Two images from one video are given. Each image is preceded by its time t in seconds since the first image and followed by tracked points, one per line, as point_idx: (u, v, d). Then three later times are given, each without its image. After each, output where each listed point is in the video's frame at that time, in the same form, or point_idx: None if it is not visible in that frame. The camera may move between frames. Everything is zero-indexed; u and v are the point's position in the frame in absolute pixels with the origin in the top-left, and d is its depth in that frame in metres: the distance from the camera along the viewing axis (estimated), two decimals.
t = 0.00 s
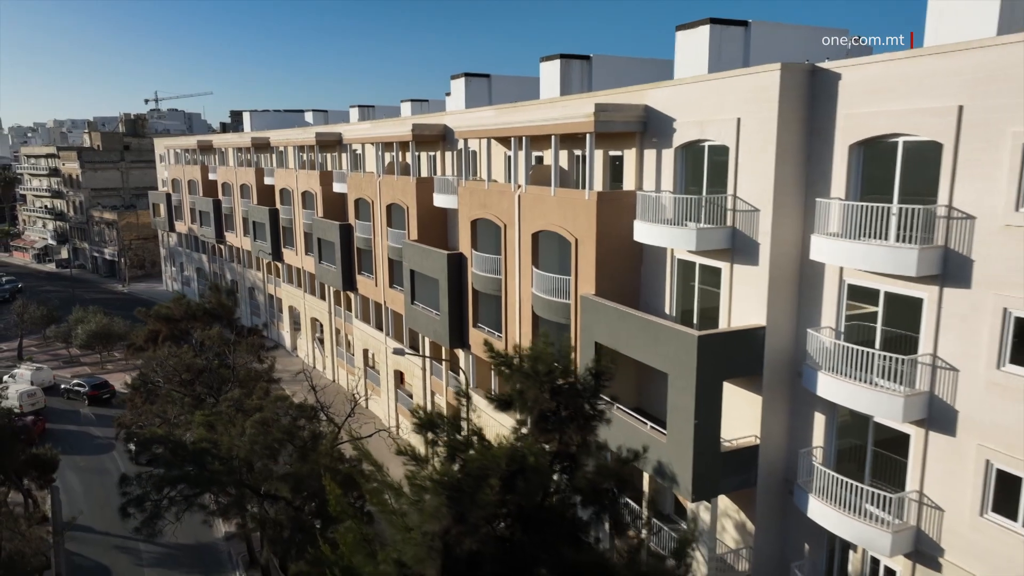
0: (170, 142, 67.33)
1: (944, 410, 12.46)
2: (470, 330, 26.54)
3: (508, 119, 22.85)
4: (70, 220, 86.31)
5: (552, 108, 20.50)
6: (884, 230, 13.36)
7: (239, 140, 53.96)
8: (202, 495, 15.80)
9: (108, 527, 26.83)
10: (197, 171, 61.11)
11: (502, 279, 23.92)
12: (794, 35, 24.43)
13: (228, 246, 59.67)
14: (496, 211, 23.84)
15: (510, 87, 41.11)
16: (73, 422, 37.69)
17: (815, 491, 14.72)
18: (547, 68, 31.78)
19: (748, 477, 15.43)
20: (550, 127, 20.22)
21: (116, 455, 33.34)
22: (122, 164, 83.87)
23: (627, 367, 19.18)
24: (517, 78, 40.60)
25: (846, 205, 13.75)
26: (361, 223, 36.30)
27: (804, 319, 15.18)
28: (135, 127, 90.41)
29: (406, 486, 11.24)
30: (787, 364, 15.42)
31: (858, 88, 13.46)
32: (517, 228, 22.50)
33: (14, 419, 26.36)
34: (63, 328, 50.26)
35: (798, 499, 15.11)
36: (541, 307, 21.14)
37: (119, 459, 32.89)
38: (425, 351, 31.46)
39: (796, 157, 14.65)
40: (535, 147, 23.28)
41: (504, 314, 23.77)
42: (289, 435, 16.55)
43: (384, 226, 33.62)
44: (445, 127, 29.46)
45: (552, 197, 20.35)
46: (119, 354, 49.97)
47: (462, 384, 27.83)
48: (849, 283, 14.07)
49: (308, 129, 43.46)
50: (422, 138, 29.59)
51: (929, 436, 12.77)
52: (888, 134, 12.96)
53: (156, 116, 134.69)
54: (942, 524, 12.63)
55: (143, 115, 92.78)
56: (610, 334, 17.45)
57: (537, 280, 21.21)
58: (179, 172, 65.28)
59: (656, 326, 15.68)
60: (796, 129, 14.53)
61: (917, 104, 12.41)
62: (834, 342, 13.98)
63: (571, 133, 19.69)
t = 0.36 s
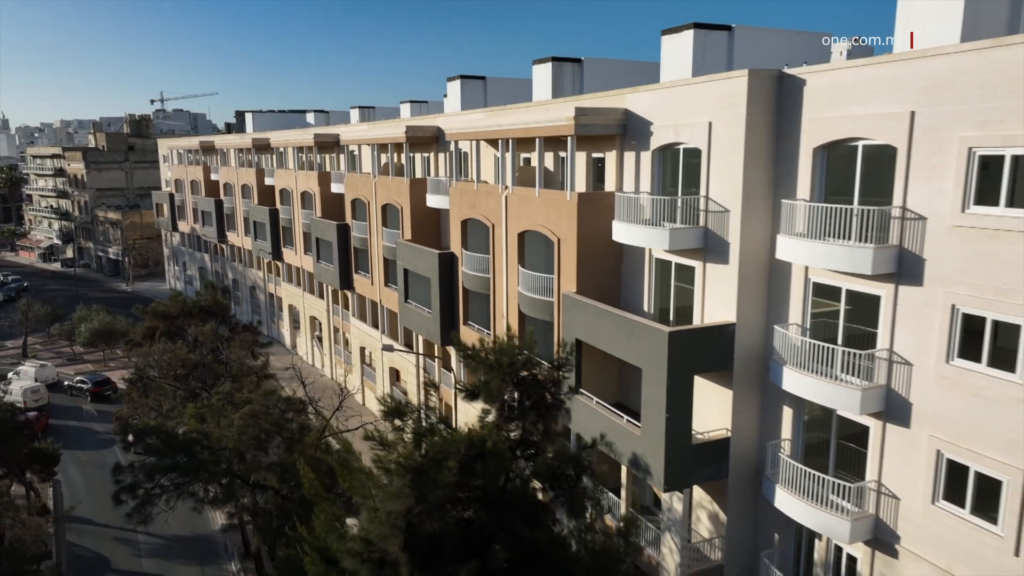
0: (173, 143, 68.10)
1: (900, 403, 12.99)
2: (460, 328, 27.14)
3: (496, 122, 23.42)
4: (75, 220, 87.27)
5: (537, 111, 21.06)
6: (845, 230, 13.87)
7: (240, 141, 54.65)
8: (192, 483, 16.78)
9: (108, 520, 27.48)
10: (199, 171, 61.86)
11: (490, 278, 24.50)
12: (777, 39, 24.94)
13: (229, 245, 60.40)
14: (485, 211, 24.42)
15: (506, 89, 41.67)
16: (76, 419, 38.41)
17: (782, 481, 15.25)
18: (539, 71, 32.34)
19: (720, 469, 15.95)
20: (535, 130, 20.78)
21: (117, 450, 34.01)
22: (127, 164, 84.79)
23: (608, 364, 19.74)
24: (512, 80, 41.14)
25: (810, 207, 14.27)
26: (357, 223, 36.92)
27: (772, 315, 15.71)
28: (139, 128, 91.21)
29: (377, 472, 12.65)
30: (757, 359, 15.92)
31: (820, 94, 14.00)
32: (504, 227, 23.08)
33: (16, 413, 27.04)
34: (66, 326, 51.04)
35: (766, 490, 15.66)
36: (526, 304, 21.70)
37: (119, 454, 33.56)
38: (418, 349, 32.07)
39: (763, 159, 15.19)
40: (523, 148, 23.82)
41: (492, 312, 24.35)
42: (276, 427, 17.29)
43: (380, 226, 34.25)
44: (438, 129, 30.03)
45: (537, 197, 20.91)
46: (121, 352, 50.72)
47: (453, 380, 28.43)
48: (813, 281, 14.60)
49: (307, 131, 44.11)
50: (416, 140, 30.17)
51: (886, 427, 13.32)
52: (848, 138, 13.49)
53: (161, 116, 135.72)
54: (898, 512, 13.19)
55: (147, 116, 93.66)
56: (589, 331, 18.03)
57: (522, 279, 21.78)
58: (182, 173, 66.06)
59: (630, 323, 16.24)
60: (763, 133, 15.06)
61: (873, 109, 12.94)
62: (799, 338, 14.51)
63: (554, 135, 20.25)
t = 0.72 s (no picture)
0: (175, 143, 68.83)
1: (861, 396, 13.51)
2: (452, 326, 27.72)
3: (485, 124, 23.97)
4: (79, 220, 88.14)
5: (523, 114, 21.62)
6: (811, 230, 14.38)
7: (241, 142, 55.30)
8: (183, 473, 17.64)
9: (108, 512, 28.14)
10: (201, 171, 62.59)
11: (480, 277, 25.05)
12: (761, 44, 25.44)
13: (231, 245, 61.11)
14: (475, 211, 24.99)
15: (501, 90, 42.21)
16: (78, 415, 39.12)
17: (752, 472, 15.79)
18: (531, 73, 32.87)
19: (694, 461, 16.48)
20: (521, 132, 21.32)
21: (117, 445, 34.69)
22: (131, 164, 85.58)
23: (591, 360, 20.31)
24: (507, 82, 41.69)
25: (778, 207, 14.79)
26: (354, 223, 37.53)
27: (744, 313, 16.25)
28: (143, 128, 91.97)
29: (345, 458, 13.52)
30: (730, 355, 16.44)
31: (786, 99, 14.54)
32: (492, 227, 23.67)
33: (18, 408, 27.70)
34: (70, 324, 51.79)
35: (738, 481, 16.20)
36: (513, 302, 22.26)
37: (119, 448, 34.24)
38: (413, 346, 32.65)
39: (735, 161, 15.72)
40: (511, 150, 24.35)
41: (481, 310, 24.92)
42: (266, 420, 18.11)
43: (375, 226, 34.86)
44: (431, 131, 30.59)
45: (523, 198, 21.47)
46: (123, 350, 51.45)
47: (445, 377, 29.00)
48: (782, 279, 15.11)
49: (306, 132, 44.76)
50: (410, 141, 30.73)
51: (848, 420, 13.84)
52: (812, 142, 14.01)
53: (165, 117, 136.64)
54: (860, 500, 13.71)
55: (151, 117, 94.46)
56: (570, 328, 18.60)
57: (509, 277, 22.34)
58: (184, 173, 66.79)
59: (607, 319, 16.82)
60: (735, 136, 15.59)
61: (835, 113, 13.46)
62: (767, 334, 15.04)
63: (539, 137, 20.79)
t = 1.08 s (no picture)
0: (181, 144, 69.69)
1: (828, 391, 14.00)
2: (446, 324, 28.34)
3: (478, 126, 24.53)
4: (87, 219, 89.22)
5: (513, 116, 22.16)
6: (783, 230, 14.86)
7: (244, 143, 56.05)
8: (179, 464, 18.53)
9: (111, 505, 28.86)
10: (206, 172, 63.42)
11: (473, 276, 25.62)
12: (748, 48, 25.93)
13: (235, 244, 61.89)
14: (467, 212, 25.56)
15: (499, 93, 42.78)
16: (83, 410, 39.92)
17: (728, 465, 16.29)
18: (527, 76, 33.41)
19: (673, 454, 16.98)
20: (510, 135, 21.88)
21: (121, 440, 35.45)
22: (137, 165, 86.55)
23: (577, 357, 20.84)
24: (505, 85, 42.27)
25: (752, 208, 15.27)
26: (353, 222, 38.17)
27: (721, 310, 16.76)
28: (151, 129, 92.85)
29: (324, 446, 14.54)
30: (708, 352, 16.91)
31: (759, 104, 15.04)
32: (483, 228, 24.23)
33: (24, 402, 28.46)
34: (76, 321, 52.67)
35: (715, 474, 16.70)
36: (503, 300, 22.79)
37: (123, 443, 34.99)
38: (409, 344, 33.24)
39: (712, 164, 16.22)
40: (503, 151, 24.91)
41: (474, 309, 25.48)
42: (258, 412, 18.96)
43: (374, 226, 35.50)
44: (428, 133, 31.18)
45: (512, 199, 22.02)
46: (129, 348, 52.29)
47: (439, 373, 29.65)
48: (756, 278, 15.60)
49: (308, 133, 45.48)
50: (407, 142, 31.33)
51: (817, 413, 14.31)
52: (784, 145, 14.50)
53: (171, 117, 137.85)
54: (827, 491, 14.20)
55: (157, 118, 95.46)
56: (555, 325, 19.13)
57: (499, 276, 22.87)
58: (190, 173, 67.63)
59: (589, 316, 17.36)
60: (711, 139, 16.08)
61: (803, 118, 13.96)
62: (741, 331, 15.53)
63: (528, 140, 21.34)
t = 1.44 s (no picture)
0: (188, 145, 70.58)
1: (801, 387, 14.46)
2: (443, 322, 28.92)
3: (472, 129, 25.06)
4: (97, 219, 90.42)
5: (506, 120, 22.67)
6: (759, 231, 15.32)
7: (250, 144, 56.82)
8: (178, 456, 19.31)
9: (117, 498, 29.58)
10: (213, 172, 64.26)
11: (468, 275, 26.17)
12: (739, 53, 26.35)
13: (241, 244, 62.70)
14: (463, 213, 26.10)
15: (499, 95, 43.29)
16: (91, 407, 40.77)
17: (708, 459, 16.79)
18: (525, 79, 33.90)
19: (656, 449, 17.47)
20: (503, 138, 22.39)
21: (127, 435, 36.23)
22: (146, 165, 87.59)
23: (567, 355, 21.39)
24: (505, 87, 42.79)
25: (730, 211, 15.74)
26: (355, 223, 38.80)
27: (702, 310, 17.23)
28: (159, 129, 93.80)
29: (310, 437, 15.78)
30: (690, 350, 17.40)
31: (737, 110, 15.50)
32: (478, 228, 24.78)
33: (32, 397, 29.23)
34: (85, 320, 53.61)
35: (695, 469, 17.20)
36: (496, 299, 23.31)
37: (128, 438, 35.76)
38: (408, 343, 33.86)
39: (693, 168, 16.70)
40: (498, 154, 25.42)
41: (468, 308, 26.05)
42: (255, 404, 19.92)
43: (374, 226, 36.13)
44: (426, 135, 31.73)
45: (504, 200, 22.55)
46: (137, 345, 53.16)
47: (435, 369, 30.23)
48: (735, 278, 16.06)
49: (312, 134, 46.13)
50: (406, 144, 31.90)
51: (790, 409, 14.79)
52: (759, 149, 14.98)
53: (180, 118, 139.13)
54: (800, 485, 14.68)
55: (166, 118, 96.53)
56: (543, 323, 19.67)
57: (492, 276, 23.41)
58: (197, 173, 68.50)
59: (574, 315, 17.91)
60: (693, 143, 16.56)
61: (777, 123, 14.42)
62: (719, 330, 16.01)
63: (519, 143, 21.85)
